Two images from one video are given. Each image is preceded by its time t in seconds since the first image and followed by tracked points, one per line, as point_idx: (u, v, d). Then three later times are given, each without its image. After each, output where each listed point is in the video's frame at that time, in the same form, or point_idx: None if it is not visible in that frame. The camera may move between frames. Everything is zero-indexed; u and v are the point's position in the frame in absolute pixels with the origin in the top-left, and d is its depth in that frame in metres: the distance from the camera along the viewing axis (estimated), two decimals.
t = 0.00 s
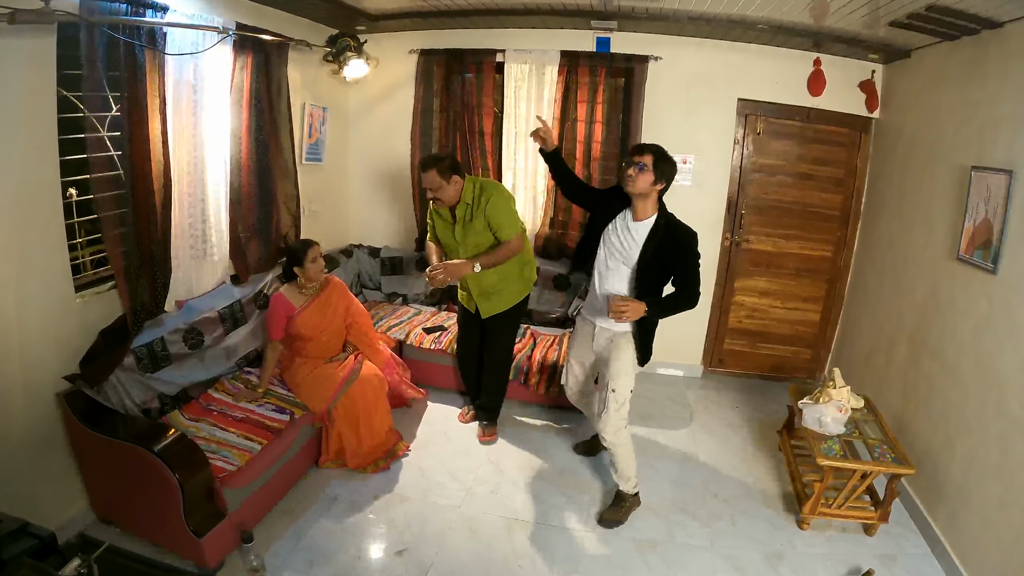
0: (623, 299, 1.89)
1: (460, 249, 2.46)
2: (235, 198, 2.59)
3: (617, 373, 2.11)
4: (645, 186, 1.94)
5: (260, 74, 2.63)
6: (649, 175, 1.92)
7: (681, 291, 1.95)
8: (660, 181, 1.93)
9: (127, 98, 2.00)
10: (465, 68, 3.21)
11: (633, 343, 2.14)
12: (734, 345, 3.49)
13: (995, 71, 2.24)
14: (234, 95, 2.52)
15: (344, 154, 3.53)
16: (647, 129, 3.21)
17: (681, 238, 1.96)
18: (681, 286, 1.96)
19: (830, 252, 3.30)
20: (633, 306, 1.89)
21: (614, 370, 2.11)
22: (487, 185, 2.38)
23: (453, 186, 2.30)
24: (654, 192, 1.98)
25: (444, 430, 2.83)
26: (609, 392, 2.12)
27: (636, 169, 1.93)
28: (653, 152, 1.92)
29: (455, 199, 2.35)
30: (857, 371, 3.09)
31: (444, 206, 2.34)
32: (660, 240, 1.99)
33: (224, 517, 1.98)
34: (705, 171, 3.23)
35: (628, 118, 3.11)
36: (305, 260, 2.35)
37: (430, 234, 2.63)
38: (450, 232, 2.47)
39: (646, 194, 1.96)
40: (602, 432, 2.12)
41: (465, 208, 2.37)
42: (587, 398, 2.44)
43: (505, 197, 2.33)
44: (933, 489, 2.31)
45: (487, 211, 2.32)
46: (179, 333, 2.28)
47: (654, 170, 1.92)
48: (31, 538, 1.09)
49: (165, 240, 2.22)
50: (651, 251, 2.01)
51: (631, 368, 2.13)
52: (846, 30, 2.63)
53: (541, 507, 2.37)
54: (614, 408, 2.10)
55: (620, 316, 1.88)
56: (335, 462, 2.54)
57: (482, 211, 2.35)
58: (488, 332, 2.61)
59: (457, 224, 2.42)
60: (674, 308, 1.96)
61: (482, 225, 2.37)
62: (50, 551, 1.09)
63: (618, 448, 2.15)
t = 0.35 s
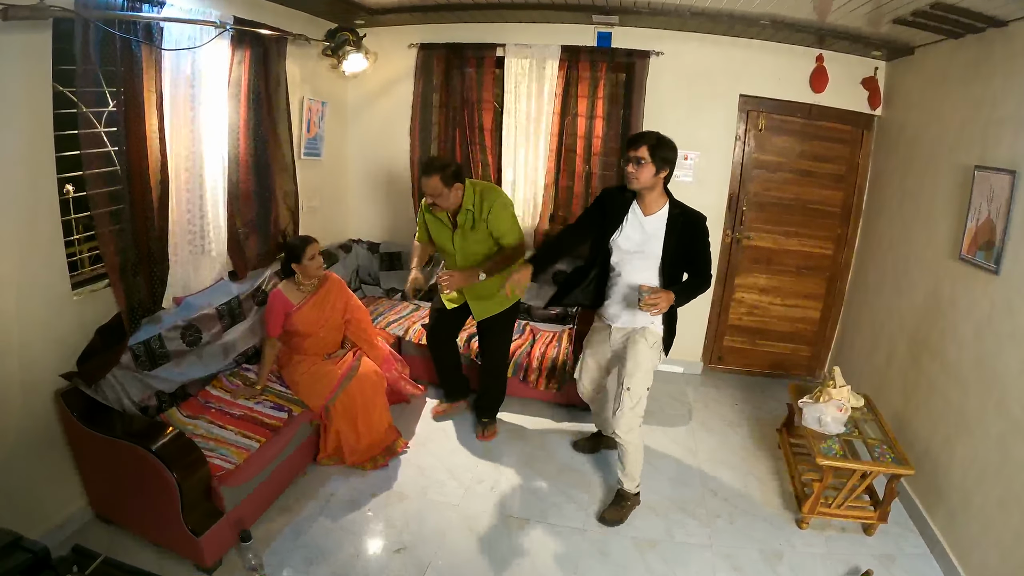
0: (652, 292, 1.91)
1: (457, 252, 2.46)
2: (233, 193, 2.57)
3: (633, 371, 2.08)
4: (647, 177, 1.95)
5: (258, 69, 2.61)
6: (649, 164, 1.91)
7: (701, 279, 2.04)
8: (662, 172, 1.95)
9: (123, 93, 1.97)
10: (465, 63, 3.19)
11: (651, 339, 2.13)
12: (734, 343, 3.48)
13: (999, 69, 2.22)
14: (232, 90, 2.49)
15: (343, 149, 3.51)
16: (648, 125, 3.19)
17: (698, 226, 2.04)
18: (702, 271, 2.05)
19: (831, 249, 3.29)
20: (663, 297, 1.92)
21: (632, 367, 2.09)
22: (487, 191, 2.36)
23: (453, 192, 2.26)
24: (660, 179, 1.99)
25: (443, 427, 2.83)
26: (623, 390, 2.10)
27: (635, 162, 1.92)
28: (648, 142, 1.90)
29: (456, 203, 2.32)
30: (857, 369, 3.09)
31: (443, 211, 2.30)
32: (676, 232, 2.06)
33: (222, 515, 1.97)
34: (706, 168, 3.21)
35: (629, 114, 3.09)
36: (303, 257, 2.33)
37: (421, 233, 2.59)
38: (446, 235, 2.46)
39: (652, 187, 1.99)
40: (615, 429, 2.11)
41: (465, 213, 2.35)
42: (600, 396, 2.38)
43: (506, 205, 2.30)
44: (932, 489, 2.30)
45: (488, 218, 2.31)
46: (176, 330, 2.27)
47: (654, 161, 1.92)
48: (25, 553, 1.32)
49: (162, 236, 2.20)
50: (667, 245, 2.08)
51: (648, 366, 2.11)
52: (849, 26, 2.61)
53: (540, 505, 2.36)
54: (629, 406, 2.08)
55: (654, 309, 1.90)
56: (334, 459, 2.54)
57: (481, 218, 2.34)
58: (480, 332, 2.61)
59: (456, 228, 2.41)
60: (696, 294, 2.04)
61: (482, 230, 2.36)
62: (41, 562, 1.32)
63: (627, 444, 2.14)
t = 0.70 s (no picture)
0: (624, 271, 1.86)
1: (447, 267, 2.39)
2: (233, 188, 2.56)
3: (631, 379, 2.09)
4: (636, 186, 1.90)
5: (258, 63, 2.59)
6: (637, 174, 1.87)
7: (694, 271, 1.89)
8: (648, 176, 1.88)
9: (122, 88, 1.96)
10: (466, 58, 3.17)
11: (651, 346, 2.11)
12: (734, 340, 3.49)
13: (1002, 68, 2.21)
14: (231, 85, 2.48)
15: (343, 144, 3.50)
16: (649, 121, 3.18)
17: (687, 218, 1.92)
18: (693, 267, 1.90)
19: (832, 246, 3.29)
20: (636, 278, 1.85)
21: (631, 374, 2.09)
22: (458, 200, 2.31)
23: (432, 215, 2.19)
24: (648, 186, 1.94)
25: (443, 424, 2.84)
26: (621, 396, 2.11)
27: (621, 173, 1.89)
28: (627, 151, 1.86)
29: (434, 225, 2.24)
30: (856, 368, 3.09)
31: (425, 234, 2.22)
32: (663, 225, 1.95)
33: (221, 511, 1.98)
34: (707, 165, 3.21)
35: (630, 110, 3.08)
36: (304, 252, 2.33)
37: (387, 262, 2.43)
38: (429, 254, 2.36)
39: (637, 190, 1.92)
40: (612, 436, 2.13)
41: (447, 229, 2.29)
42: (600, 395, 2.41)
43: (483, 204, 2.31)
44: (931, 489, 2.31)
45: (472, 224, 2.29)
46: (175, 326, 2.25)
47: (638, 171, 1.87)
48: (24, 558, 1.30)
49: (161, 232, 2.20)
50: (656, 240, 1.97)
51: (648, 368, 2.11)
52: (852, 24, 2.60)
53: (539, 502, 2.37)
54: (626, 413, 2.09)
55: (624, 287, 1.86)
56: (335, 454, 2.54)
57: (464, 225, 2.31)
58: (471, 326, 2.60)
59: (439, 246, 2.32)
60: (688, 288, 1.89)
61: (468, 237, 2.34)
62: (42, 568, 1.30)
63: (623, 449, 2.16)
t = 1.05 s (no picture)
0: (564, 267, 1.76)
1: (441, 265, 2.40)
2: (233, 187, 2.56)
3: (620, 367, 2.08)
4: (623, 185, 1.91)
5: (258, 62, 2.59)
6: (621, 174, 1.88)
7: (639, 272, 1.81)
8: (630, 175, 1.89)
9: (121, 87, 1.96)
10: (466, 56, 3.16)
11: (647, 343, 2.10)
12: (734, 339, 3.48)
13: (1004, 69, 2.20)
14: (231, 84, 2.47)
15: (343, 142, 3.49)
16: (650, 120, 3.17)
17: (651, 221, 1.87)
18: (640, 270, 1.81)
19: (833, 246, 3.28)
20: (571, 275, 1.76)
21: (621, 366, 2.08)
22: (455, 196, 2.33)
23: (433, 210, 2.19)
24: (635, 181, 1.94)
25: (443, 424, 2.84)
26: (612, 386, 2.13)
27: (607, 175, 1.89)
28: (609, 153, 1.86)
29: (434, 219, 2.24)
30: (857, 368, 3.09)
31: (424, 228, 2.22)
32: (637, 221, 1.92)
33: (221, 510, 1.98)
34: (708, 164, 3.20)
35: (630, 109, 3.08)
36: (305, 253, 2.32)
37: (383, 257, 2.44)
38: (425, 249, 2.37)
39: (613, 189, 1.92)
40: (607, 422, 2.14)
41: (444, 225, 2.29)
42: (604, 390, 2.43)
43: (479, 201, 2.33)
44: (931, 489, 2.31)
45: (470, 220, 2.31)
46: (175, 326, 2.23)
47: (624, 172, 1.87)
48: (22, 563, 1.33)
49: (161, 231, 2.20)
50: (629, 236, 1.95)
51: (643, 367, 2.07)
52: (853, 23, 2.60)
53: (538, 502, 2.37)
54: (615, 401, 2.11)
55: (559, 284, 1.74)
56: (334, 454, 2.54)
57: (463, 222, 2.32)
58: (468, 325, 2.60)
59: (435, 242, 2.33)
60: (628, 289, 1.80)
61: (463, 234, 2.35)
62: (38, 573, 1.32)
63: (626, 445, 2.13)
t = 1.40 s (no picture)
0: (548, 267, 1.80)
1: (449, 248, 2.38)
2: (233, 186, 2.55)
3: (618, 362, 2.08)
4: (619, 182, 1.90)
5: (258, 60, 2.58)
6: (617, 171, 1.87)
7: (627, 273, 1.84)
8: (625, 173, 1.89)
9: (121, 85, 1.95)
10: (467, 55, 3.15)
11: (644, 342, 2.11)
12: (735, 338, 3.48)
13: (1007, 69, 2.19)
14: (230, 83, 2.46)
15: (344, 141, 3.48)
16: (651, 119, 3.16)
17: (642, 221, 1.86)
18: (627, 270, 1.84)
19: (835, 245, 3.27)
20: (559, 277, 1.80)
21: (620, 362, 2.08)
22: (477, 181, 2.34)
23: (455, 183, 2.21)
24: (632, 178, 1.93)
25: (444, 423, 2.83)
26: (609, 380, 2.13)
27: (604, 171, 1.88)
28: (604, 150, 1.86)
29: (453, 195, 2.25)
30: (858, 368, 3.08)
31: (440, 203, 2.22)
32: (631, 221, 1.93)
33: (221, 510, 1.98)
34: (709, 163, 3.19)
35: (632, 108, 3.07)
36: (305, 250, 2.31)
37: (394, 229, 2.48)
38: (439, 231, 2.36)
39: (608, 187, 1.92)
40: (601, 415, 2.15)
41: (462, 205, 2.30)
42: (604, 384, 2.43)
43: (498, 192, 2.33)
44: (932, 490, 2.30)
45: (487, 207, 2.31)
46: (175, 325, 2.23)
47: (620, 169, 1.87)
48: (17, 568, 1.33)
49: (160, 230, 2.19)
50: (623, 237, 1.95)
51: (640, 363, 2.07)
52: (856, 22, 2.59)
53: (539, 501, 2.36)
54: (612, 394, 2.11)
55: (546, 287, 1.79)
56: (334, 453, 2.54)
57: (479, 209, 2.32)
58: (467, 325, 2.60)
59: (451, 223, 2.32)
60: (617, 289, 1.84)
61: (480, 220, 2.34)
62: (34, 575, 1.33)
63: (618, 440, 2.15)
